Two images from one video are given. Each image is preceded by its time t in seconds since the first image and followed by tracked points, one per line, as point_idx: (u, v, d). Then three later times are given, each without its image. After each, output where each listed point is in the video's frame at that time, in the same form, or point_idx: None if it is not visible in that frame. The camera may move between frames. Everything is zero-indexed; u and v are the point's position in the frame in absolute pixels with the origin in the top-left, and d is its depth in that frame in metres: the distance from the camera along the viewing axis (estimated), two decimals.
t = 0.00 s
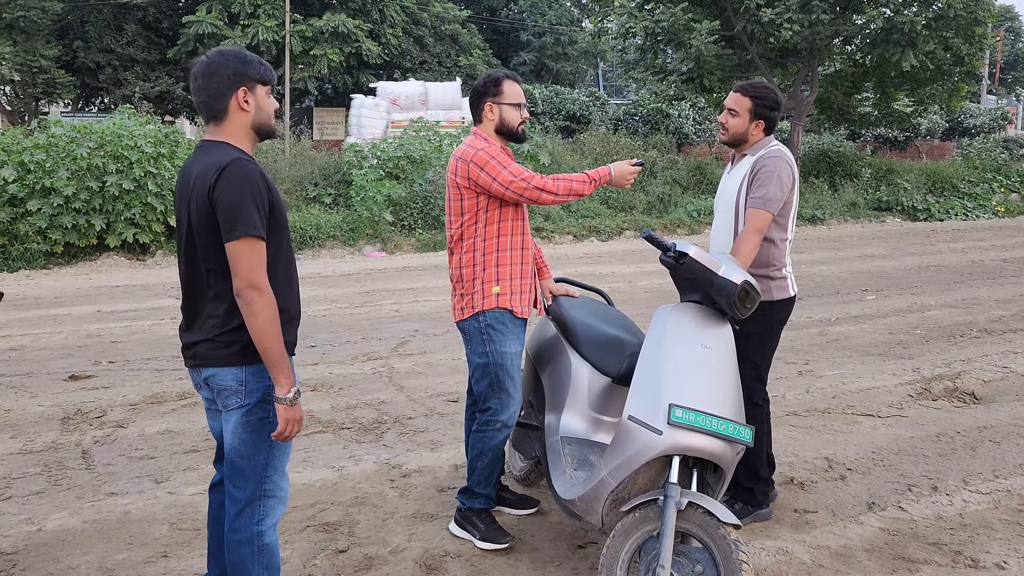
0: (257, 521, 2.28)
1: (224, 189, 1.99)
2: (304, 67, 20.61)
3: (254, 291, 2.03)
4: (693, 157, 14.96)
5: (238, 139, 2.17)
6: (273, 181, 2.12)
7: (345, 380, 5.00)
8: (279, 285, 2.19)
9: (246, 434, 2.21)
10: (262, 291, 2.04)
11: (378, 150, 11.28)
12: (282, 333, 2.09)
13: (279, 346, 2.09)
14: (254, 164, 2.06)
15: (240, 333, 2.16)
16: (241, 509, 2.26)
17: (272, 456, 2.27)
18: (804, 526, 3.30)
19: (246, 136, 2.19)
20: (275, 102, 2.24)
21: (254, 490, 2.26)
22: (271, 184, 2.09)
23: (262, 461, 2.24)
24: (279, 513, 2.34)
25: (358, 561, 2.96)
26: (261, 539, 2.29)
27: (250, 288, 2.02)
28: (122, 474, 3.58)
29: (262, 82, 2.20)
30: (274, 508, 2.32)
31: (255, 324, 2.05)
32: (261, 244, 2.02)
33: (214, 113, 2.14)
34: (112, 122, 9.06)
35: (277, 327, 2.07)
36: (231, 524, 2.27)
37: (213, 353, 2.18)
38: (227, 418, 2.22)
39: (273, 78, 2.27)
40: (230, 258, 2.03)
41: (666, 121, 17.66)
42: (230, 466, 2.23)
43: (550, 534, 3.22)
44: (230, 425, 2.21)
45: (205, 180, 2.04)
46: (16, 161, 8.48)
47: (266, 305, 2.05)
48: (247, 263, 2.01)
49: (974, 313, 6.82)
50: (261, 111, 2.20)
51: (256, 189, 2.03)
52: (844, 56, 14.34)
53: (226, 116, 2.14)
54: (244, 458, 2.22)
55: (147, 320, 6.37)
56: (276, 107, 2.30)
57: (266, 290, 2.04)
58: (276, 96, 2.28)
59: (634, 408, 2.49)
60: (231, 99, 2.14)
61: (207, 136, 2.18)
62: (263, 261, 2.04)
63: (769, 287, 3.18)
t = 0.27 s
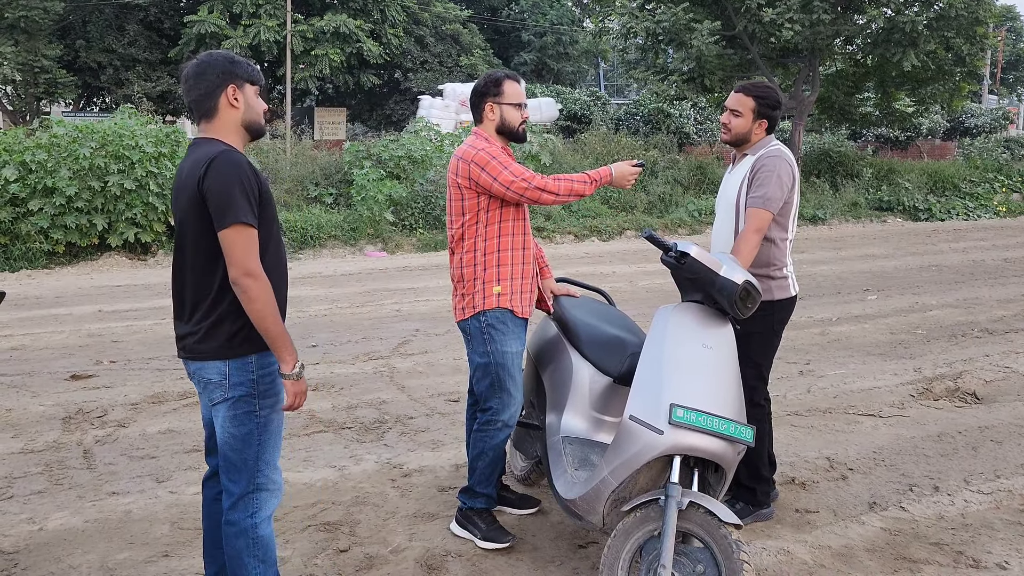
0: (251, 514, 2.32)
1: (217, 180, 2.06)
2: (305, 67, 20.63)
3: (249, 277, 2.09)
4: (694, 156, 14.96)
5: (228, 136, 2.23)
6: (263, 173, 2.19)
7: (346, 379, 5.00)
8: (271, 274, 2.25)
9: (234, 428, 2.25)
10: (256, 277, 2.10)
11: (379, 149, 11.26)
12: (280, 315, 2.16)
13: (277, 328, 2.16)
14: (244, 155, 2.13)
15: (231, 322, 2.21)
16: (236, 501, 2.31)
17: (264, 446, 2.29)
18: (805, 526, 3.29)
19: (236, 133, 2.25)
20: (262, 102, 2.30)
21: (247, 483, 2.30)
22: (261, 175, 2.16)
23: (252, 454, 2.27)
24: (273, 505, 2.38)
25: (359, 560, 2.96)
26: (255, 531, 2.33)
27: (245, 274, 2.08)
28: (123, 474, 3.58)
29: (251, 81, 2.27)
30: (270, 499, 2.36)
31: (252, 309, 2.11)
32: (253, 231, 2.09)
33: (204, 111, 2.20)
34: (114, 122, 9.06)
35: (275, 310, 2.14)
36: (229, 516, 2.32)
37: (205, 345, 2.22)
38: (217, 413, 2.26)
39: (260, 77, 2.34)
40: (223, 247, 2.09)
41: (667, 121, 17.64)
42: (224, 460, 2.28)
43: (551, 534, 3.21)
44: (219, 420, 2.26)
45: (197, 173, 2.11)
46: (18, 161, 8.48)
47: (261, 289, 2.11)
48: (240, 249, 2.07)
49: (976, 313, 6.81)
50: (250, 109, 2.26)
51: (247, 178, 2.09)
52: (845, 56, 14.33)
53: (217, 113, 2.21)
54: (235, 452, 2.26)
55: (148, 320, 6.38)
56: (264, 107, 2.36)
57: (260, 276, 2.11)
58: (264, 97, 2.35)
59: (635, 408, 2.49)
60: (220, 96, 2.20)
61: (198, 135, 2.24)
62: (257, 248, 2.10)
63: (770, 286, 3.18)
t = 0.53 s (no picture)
0: (257, 506, 2.37)
1: (193, 182, 2.13)
2: (306, 67, 20.65)
3: (225, 276, 2.13)
4: (695, 157, 14.95)
5: (216, 138, 2.28)
6: (243, 175, 2.24)
7: (347, 379, 5.01)
8: (254, 273, 2.30)
9: (224, 424, 2.30)
10: (232, 275, 2.14)
11: (380, 149, 11.27)
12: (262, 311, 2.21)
13: (258, 322, 2.20)
14: (222, 158, 2.19)
15: (213, 321, 2.26)
16: (240, 495, 2.36)
17: (259, 438, 2.33)
18: (805, 526, 3.30)
19: (225, 135, 2.30)
20: (252, 104, 2.35)
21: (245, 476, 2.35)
22: (240, 177, 2.21)
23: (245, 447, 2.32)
24: (277, 496, 2.43)
25: (359, 560, 2.96)
26: (261, 523, 2.38)
27: (220, 273, 2.13)
28: (124, 473, 3.58)
29: (238, 85, 2.32)
30: (273, 491, 2.41)
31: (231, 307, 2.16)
32: (228, 231, 2.13)
33: (193, 114, 2.27)
34: (115, 122, 9.06)
35: (256, 307, 2.19)
36: (234, 509, 2.37)
37: (191, 345, 2.29)
38: (208, 413, 2.33)
39: (249, 81, 2.39)
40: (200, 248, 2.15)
41: (668, 121, 17.65)
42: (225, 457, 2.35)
43: (551, 534, 3.22)
44: (211, 419, 2.32)
45: (178, 176, 2.18)
46: (19, 161, 8.49)
47: (238, 288, 2.15)
48: (216, 249, 2.12)
49: (976, 314, 6.81)
50: (239, 111, 2.32)
51: (221, 181, 2.15)
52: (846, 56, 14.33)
53: (205, 115, 2.26)
54: (231, 446, 2.32)
55: (149, 320, 6.38)
56: (254, 109, 2.42)
57: (236, 274, 2.15)
58: (254, 101, 2.40)
59: (636, 408, 2.49)
60: (208, 99, 2.26)
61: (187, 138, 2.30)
62: (232, 247, 2.15)
63: (772, 286, 3.18)
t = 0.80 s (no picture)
0: (267, 497, 2.37)
1: (174, 182, 2.14)
2: (307, 67, 20.66)
3: (192, 277, 2.14)
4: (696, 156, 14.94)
5: (209, 139, 2.29)
6: (230, 177, 2.25)
7: (347, 379, 5.01)
8: (236, 275, 2.29)
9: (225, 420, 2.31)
10: (199, 277, 2.14)
11: (380, 148, 11.26)
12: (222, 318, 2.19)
13: (216, 328, 2.17)
14: (208, 159, 2.21)
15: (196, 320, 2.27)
16: (250, 487, 2.37)
17: (267, 430, 2.34)
18: (805, 525, 3.30)
19: (219, 135, 2.31)
20: (246, 105, 2.36)
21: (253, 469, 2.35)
22: (224, 178, 2.21)
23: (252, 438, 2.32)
24: (288, 489, 2.42)
25: (359, 559, 2.97)
26: (270, 515, 2.38)
27: (189, 274, 2.14)
28: (124, 473, 3.59)
29: (233, 85, 2.33)
30: (283, 485, 2.40)
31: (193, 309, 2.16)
32: (202, 234, 2.14)
33: (187, 115, 2.28)
34: (115, 121, 9.06)
35: (217, 312, 2.17)
36: (245, 501, 2.38)
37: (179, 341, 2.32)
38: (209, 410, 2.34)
39: (244, 81, 2.39)
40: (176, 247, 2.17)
41: (668, 121, 17.68)
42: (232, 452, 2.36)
43: (551, 534, 3.21)
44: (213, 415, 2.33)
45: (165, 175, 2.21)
46: (19, 160, 8.49)
47: (202, 291, 2.15)
48: (188, 250, 2.13)
49: (977, 314, 6.81)
50: (232, 112, 2.32)
51: (202, 182, 2.15)
52: (846, 57, 14.32)
53: (198, 116, 2.27)
54: (236, 441, 2.33)
55: (149, 319, 6.39)
56: (250, 109, 2.42)
57: (203, 277, 2.15)
58: (249, 101, 2.41)
59: (636, 408, 2.49)
60: (200, 100, 2.27)
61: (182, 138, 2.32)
62: (205, 250, 2.15)
63: (772, 286, 3.18)
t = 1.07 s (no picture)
0: (261, 497, 2.37)
1: (170, 182, 2.15)
2: (308, 66, 20.67)
3: (178, 276, 2.13)
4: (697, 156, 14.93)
5: (208, 140, 2.29)
6: (228, 178, 2.24)
7: (347, 378, 5.02)
8: (231, 275, 2.28)
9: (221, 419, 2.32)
10: (186, 277, 2.14)
11: (380, 148, 11.26)
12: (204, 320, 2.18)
13: (199, 329, 2.16)
14: (207, 160, 2.21)
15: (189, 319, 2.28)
16: (245, 487, 2.38)
17: (263, 431, 2.35)
18: (806, 525, 3.30)
19: (219, 136, 2.32)
20: (246, 105, 2.36)
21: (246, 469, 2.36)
22: (221, 179, 2.21)
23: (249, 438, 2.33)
24: (282, 489, 2.43)
25: (360, 559, 2.97)
26: (265, 514, 2.38)
27: (175, 273, 2.14)
28: (125, 472, 3.59)
29: (232, 86, 2.33)
30: (276, 485, 2.41)
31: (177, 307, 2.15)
32: (193, 234, 2.14)
33: (187, 115, 2.28)
34: (116, 121, 9.07)
35: (200, 314, 2.16)
36: (239, 501, 2.39)
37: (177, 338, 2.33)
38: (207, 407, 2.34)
39: (245, 81, 2.39)
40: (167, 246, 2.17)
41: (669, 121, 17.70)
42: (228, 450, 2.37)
43: (552, 534, 3.22)
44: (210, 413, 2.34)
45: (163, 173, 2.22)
46: (20, 159, 8.49)
47: (187, 290, 2.14)
48: (178, 249, 2.13)
49: (978, 314, 6.80)
50: (231, 113, 2.32)
51: (197, 182, 2.15)
52: (847, 56, 14.31)
53: (198, 117, 2.28)
54: (231, 440, 2.34)
55: (150, 318, 6.39)
56: (251, 109, 2.42)
57: (190, 278, 2.14)
58: (250, 100, 2.40)
59: (636, 408, 2.49)
60: (200, 101, 2.28)
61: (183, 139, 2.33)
62: (196, 250, 2.15)
63: (774, 286, 3.18)
